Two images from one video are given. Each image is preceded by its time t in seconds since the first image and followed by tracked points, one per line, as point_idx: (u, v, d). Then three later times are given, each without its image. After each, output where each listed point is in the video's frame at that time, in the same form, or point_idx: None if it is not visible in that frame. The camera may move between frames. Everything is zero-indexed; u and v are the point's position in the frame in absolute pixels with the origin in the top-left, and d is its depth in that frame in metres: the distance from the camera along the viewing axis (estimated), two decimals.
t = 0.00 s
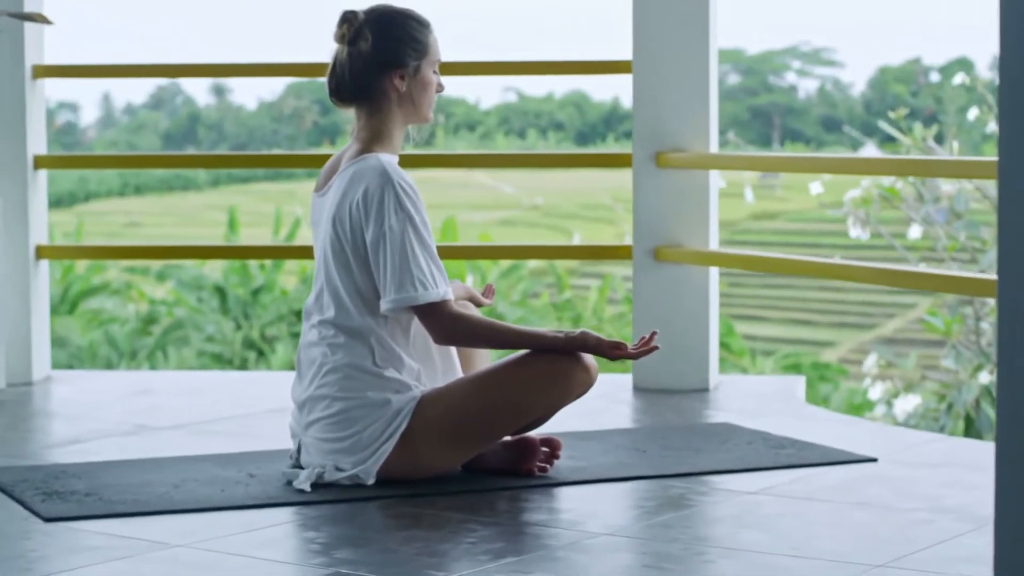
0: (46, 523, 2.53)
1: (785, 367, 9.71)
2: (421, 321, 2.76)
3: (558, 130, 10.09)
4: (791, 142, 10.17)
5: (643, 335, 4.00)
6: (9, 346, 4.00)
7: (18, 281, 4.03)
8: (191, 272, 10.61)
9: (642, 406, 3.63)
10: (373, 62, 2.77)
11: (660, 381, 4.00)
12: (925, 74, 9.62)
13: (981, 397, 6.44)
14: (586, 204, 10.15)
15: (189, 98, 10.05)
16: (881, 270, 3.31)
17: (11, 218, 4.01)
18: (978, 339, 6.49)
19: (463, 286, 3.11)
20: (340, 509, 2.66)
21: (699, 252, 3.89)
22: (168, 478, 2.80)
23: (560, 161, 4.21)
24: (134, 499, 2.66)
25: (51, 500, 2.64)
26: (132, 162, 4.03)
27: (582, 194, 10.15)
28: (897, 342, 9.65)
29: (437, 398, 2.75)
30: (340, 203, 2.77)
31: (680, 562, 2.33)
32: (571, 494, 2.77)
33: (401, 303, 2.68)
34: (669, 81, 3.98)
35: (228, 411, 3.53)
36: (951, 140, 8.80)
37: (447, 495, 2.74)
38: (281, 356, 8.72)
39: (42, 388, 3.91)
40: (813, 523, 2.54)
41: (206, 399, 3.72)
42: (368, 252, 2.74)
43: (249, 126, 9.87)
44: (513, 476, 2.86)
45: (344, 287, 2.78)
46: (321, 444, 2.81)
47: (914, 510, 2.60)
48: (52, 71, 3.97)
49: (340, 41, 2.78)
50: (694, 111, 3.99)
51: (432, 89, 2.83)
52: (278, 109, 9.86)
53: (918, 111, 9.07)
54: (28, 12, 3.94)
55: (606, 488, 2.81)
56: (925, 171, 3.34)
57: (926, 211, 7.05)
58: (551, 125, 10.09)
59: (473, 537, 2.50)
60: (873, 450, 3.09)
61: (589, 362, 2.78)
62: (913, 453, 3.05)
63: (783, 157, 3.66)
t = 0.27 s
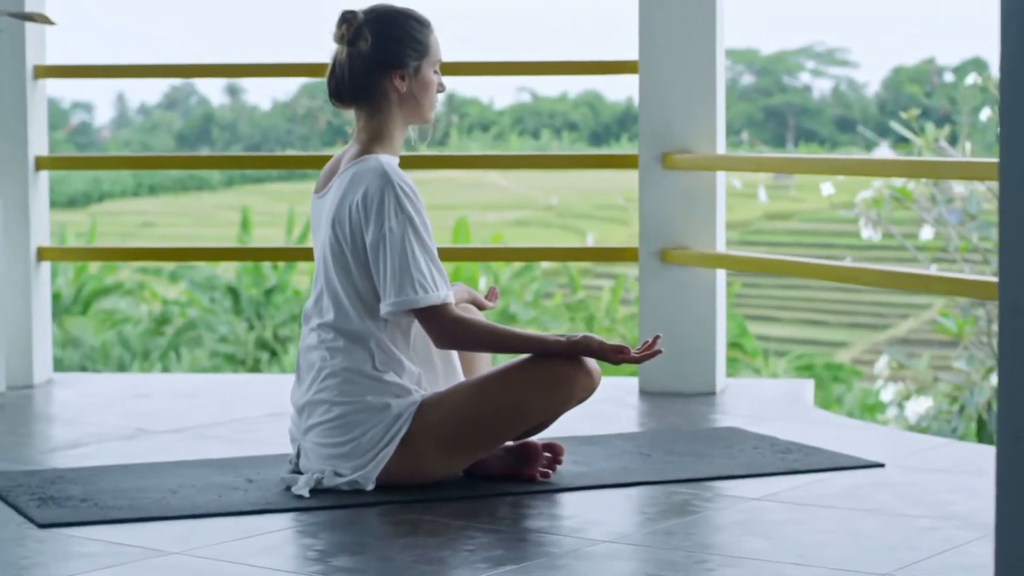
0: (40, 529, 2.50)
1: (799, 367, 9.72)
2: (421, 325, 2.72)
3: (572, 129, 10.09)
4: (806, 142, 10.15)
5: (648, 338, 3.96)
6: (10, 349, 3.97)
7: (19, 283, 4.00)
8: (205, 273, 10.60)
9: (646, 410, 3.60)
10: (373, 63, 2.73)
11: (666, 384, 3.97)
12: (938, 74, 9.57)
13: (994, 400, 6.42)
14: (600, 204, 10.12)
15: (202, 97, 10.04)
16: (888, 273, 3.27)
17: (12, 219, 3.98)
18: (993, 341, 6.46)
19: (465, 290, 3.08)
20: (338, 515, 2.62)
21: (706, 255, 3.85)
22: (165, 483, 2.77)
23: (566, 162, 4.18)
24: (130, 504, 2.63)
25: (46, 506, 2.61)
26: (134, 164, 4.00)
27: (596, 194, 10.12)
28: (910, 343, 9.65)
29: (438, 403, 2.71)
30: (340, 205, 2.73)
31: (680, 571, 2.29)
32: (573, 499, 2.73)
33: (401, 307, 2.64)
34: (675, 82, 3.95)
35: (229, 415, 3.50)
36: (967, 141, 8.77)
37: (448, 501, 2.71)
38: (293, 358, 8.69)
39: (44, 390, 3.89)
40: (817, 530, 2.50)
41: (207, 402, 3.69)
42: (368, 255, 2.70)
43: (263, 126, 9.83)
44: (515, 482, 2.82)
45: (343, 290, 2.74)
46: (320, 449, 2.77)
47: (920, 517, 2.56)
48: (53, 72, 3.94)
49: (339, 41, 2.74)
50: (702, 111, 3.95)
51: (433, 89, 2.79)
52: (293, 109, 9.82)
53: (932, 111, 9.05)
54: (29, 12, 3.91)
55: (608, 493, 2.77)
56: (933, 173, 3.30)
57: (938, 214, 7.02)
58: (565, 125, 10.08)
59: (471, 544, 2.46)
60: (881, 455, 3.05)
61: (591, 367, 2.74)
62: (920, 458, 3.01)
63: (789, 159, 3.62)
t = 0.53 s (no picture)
0: (35, 536, 2.47)
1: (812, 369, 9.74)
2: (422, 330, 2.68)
3: (587, 131, 10.08)
4: (820, 143, 10.12)
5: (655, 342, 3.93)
6: (12, 352, 3.95)
7: (21, 286, 3.97)
8: (219, 274, 10.59)
9: (653, 414, 3.57)
10: (374, 64, 2.70)
11: (673, 389, 3.94)
12: (954, 76, 9.58)
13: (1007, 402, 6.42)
14: (615, 205, 10.17)
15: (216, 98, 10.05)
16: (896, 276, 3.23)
17: (14, 221, 3.95)
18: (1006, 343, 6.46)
19: (469, 292, 3.04)
20: (337, 522, 2.59)
21: (714, 257, 3.81)
22: (164, 489, 2.74)
23: (573, 163, 4.14)
24: (127, 511, 2.60)
25: (42, 513, 2.58)
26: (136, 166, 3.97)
27: (611, 196, 10.18)
28: (924, 344, 9.66)
29: (440, 408, 2.67)
30: (340, 208, 2.69)
31: None
32: (576, 506, 2.70)
33: (401, 311, 2.60)
34: (682, 83, 3.91)
35: (231, 419, 3.47)
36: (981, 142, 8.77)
37: (449, 507, 2.67)
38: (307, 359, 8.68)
39: (47, 394, 3.86)
40: (822, 538, 2.46)
41: (211, 406, 3.66)
42: (368, 259, 2.66)
43: (277, 126, 9.82)
44: (517, 487, 2.79)
45: (343, 294, 2.70)
46: (320, 455, 2.74)
47: (928, 525, 2.52)
48: (55, 73, 3.92)
49: (339, 42, 2.71)
50: (709, 112, 3.92)
51: (435, 90, 2.76)
52: (307, 110, 9.81)
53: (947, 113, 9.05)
54: (31, 12, 3.88)
55: (612, 499, 2.74)
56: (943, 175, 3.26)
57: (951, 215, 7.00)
58: (580, 126, 10.10)
59: (471, 552, 2.43)
60: (889, 460, 3.01)
61: (595, 371, 2.70)
62: (929, 464, 2.98)
63: (795, 160, 3.59)
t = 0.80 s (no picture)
0: (31, 543, 2.44)
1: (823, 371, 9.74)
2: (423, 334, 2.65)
3: (599, 132, 10.16)
4: (833, 144, 10.08)
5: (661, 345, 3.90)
6: (13, 355, 3.92)
7: (22, 289, 3.94)
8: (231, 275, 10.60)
9: (658, 419, 3.54)
10: (374, 66, 2.67)
11: (678, 393, 3.91)
12: (967, 77, 9.67)
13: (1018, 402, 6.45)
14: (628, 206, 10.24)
15: (230, 100, 10.05)
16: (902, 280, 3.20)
17: (15, 222, 3.92)
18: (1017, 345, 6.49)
19: (473, 297, 3.01)
20: (337, 529, 2.56)
21: (719, 261, 3.78)
22: (163, 496, 2.71)
23: (581, 166, 4.12)
24: (124, 518, 2.57)
25: (39, 519, 2.56)
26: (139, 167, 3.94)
27: (624, 197, 10.27)
28: (935, 346, 9.67)
29: (442, 413, 2.64)
30: (340, 211, 2.66)
31: None
32: (579, 512, 2.67)
33: (402, 315, 2.57)
34: (687, 84, 3.89)
35: (233, 423, 3.45)
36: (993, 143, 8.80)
37: (450, 514, 2.65)
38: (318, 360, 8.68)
39: (48, 398, 3.84)
40: (828, 546, 2.43)
41: (214, 410, 3.64)
42: (368, 262, 2.63)
43: (290, 126, 9.80)
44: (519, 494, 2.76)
45: (344, 298, 2.67)
46: (320, 460, 2.71)
47: (934, 533, 2.49)
48: (56, 74, 3.89)
49: (339, 44, 2.68)
50: (715, 114, 3.89)
51: (437, 92, 2.73)
52: (319, 111, 9.80)
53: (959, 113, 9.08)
54: (33, 13, 3.86)
55: (615, 506, 2.71)
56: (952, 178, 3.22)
57: (962, 216, 7.01)
58: (593, 127, 10.15)
59: (472, 559, 2.40)
60: (895, 467, 2.98)
61: (598, 377, 2.67)
62: (936, 470, 2.95)
63: (803, 164, 3.55)
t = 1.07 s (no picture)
0: (24, 551, 2.41)
1: (837, 373, 9.75)
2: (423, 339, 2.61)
3: (614, 133, 10.27)
4: (847, 145, 10.06)
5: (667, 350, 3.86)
6: (13, 359, 3.90)
7: (23, 293, 3.92)
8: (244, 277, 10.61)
9: (665, 424, 3.50)
10: (374, 68, 2.64)
11: (685, 398, 3.88)
12: (981, 77, 9.70)
13: None
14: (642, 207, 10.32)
15: (244, 99, 10.01)
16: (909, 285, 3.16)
17: (16, 225, 3.90)
18: None
19: (476, 301, 2.98)
20: (335, 536, 2.53)
21: (726, 264, 3.75)
22: (160, 502, 2.68)
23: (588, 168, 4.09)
24: (120, 525, 2.54)
25: (33, 526, 2.53)
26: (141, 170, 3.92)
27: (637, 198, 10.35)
28: (950, 347, 9.70)
29: (442, 419, 2.61)
30: (340, 215, 2.63)
31: None
32: (581, 520, 2.63)
33: (401, 320, 2.53)
34: (693, 85, 3.85)
35: (235, 429, 3.42)
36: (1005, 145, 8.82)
37: (451, 522, 2.61)
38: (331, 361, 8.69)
39: (50, 402, 3.81)
40: (832, 555, 2.40)
41: (216, 415, 3.61)
42: (368, 267, 2.59)
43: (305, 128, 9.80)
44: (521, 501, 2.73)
45: (343, 303, 2.64)
46: (319, 467, 2.67)
47: (940, 542, 2.45)
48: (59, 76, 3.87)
49: (338, 45, 2.65)
50: (721, 116, 3.86)
51: (437, 94, 2.70)
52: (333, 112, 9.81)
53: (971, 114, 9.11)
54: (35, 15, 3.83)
55: (617, 514, 2.67)
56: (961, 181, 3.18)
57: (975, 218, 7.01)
58: (607, 128, 10.25)
59: (471, 567, 2.36)
60: (902, 473, 2.94)
61: (600, 383, 2.62)
62: (944, 477, 2.91)
63: (810, 166, 3.52)
